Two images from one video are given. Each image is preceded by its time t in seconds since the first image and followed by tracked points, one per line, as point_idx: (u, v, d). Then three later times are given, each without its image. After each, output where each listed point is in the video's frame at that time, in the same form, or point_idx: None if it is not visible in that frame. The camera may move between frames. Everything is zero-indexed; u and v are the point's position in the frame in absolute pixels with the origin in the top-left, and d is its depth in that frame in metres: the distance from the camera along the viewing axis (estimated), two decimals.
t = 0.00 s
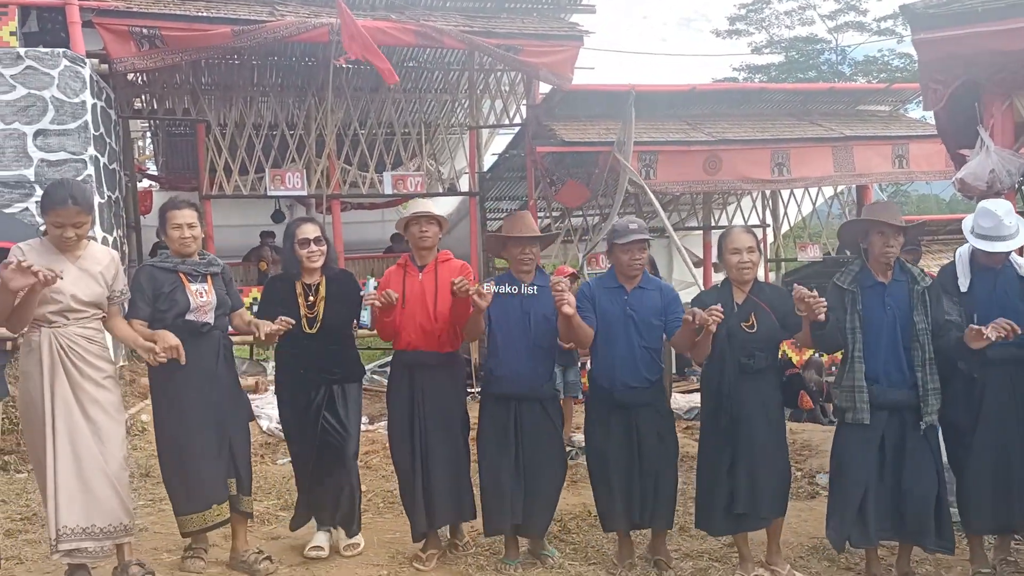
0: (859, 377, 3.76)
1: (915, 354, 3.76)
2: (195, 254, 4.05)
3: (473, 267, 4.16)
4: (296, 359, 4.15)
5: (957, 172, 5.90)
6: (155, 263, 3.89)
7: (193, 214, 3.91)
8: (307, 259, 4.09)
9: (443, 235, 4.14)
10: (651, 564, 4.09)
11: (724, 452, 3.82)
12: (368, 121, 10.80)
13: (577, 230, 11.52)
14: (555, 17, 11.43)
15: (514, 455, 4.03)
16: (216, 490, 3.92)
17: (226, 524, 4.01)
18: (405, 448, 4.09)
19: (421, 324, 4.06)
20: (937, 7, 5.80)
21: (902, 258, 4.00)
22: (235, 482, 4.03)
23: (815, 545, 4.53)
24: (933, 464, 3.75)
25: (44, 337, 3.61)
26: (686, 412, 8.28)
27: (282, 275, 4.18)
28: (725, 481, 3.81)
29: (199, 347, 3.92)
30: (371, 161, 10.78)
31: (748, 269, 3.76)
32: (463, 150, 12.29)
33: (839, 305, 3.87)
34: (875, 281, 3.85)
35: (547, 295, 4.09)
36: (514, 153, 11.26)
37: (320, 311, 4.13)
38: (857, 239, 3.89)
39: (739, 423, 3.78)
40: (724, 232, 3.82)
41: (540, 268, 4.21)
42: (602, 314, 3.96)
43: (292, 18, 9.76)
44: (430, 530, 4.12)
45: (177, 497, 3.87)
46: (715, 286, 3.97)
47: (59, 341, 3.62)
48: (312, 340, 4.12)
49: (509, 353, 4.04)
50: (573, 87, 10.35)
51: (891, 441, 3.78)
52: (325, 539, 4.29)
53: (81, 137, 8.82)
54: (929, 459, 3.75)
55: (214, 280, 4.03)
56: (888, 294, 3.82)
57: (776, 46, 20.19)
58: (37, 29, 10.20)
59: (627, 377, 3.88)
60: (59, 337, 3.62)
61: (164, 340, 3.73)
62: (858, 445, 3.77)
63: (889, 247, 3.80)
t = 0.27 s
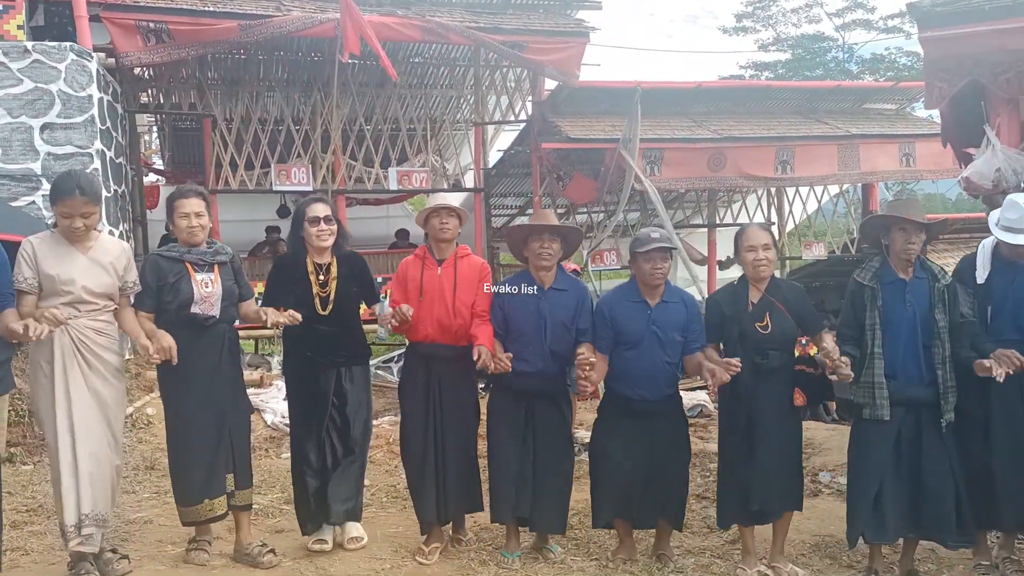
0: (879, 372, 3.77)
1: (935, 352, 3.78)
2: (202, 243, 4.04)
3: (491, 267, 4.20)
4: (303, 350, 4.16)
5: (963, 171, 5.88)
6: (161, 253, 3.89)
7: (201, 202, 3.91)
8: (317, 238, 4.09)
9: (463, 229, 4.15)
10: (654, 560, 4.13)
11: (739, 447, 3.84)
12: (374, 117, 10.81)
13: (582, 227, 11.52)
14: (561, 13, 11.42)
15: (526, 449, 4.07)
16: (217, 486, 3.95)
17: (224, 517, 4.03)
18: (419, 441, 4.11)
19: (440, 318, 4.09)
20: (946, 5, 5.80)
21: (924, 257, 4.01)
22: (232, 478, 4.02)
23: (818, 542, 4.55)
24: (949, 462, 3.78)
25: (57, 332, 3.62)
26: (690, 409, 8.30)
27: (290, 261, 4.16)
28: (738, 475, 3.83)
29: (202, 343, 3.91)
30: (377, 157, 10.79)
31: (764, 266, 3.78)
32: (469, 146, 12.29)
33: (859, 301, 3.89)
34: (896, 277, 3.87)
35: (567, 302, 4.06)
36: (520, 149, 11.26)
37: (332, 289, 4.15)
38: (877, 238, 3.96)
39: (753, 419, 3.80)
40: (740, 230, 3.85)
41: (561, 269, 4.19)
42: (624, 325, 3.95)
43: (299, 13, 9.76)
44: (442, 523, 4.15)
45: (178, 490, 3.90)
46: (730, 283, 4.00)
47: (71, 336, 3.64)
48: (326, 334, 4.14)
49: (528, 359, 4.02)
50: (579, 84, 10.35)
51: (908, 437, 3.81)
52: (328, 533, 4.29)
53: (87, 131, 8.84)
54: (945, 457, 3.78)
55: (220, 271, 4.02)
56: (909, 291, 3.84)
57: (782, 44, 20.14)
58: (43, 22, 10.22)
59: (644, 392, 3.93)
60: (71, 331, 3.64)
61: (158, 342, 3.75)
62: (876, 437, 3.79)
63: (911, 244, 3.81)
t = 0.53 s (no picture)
0: (889, 368, 3.79)
1: (951, 352, 3.77)
2: (214, 239, 4.06)
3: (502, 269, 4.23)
4: (313, 348, 4.18)
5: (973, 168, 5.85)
6: (174, 249, 3.93)
7: (214, 197, 3.91)
8: (337, 247, 4.11)
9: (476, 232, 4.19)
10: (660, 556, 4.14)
11: (751, 443, 3.84)
12: (381, 111, 10.81)
13: (589, 222, 11.51)
14: (570, 8, 11.40)
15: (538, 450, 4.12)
16: (229, 481, 3.96)
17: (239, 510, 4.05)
18: (425, 437, 4.15)
19: (452, 322, 4.10)
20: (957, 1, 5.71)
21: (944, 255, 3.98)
22: (247, 469, 4.05)
23: (824, 540, 4.54)
24: (960, 462, 3.77)
25: (69, 323, 3.65)
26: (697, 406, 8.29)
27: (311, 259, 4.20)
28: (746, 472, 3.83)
29: (213, 337, 3.93)
30: (384, 152, 10.80)
31: (782, 268, 3.77)
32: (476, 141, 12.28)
33: (874, 297, 3.90)
34: (913, 275, 3.86)
35: (578, 313, 4.06)
36: (527, 145, 11.25)
37: (349, 300, 4.18)
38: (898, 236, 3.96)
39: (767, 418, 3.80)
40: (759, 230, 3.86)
41: (575, 278, 4.18)
42: (637, 331, 3.96)
43: (307, 6, 9.76)
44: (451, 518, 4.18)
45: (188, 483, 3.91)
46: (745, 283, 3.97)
47: (83, 327, 3.66)
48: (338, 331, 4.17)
49: (539, 363, 4.03)
50: (587, 79, 10.33)
51: (918, 434, 3.81)
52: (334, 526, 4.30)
53: (96, 124, 8.87)
54: (956, 457, 3.77)
55: (232, 266, 4.04)
56: (925, 290, 3.82)
57: (791, 39, 20.07)
58: (53, 15, 10.24)
59: (657, 398, 3.93)
60: (82, 323, 3.66)
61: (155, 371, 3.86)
62: (887, 433, 3.80)
63: (929, 241, 3.82)
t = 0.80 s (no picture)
0: (918, 370, 3.75)
1: (980, 355, 3.73)
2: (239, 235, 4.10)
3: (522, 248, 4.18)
4: (343, 344, 4.22)
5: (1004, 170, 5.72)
6: (198, 244, 3.95)
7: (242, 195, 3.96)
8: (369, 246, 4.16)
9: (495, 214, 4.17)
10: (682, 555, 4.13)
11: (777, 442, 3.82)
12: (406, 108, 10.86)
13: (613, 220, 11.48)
14: (595, 5, 11.37)
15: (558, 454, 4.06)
16: (253, 474, 4.00)
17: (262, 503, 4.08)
18: (444, 434, 4.15)
19: (470, 304, 4.12)
20: None
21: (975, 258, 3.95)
22: (271, 461, 4.09)
23: (848, 542, 4.51)
24: (988, 466, 3.73)
25: (101, 312, 3.71)
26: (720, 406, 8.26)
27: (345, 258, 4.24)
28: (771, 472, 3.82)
29: (236, 326, 3.96)
30: (409, 149, 10.85)
31: (810, 268, 3.76)
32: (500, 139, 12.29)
33: (903, 298, 3.87)
34: (944, 277, 3.82)
35: (600, 283, 4.10)
36: (551, 142, 11.25)
37: (384, 298, 4.22)
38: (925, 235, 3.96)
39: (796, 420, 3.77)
40: (786, 229, 3.85)
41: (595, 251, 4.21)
42: (661, 297, 3.98)
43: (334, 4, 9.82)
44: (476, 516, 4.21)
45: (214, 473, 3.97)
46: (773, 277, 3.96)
47: (115, 317, 3.72)
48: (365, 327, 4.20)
49: (561, 338, 4.05)
50: (612, 77, 10.31)
51: (946, 437, 3.78)
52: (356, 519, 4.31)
53: (126, 120, 8.97)
54: (984, 460, 3.73)
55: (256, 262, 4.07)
56: (956, 292, 3.79)
57: (819, 37, 19.88)
58: (84, 12, 10.38)
59: (677, 364, 3.93)
60: (114, 313, 3.71)
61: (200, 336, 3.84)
62: (913, 436, 3.78)
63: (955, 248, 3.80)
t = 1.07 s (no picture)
0: (950, 374, 3.70)
1: (1016, 360, 3.63)
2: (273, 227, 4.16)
3: (549, 260, 4.16)
4: (372, 339, 4.24)
5: None
6: (231, 236, 4.02)
7: (277, 188, 4.01)
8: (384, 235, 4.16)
9: (521, 222, 4.16)
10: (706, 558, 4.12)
11: (801, 443, 3.80)
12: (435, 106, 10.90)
13: (641, 220, 11.43)
14: (625, 4, 11.31)
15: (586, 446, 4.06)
16: (270, 462, 4.03)
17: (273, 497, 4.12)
18: (469, 435, 4.17)
19: (495, 313, 4.12)
20: None
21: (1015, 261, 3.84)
22: (290, 454, 4.12)
23: (876, 546, 4.46)
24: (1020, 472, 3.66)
25: (131, 306, 3.76)
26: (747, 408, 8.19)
27: (373, 245, 4.28)
28: (796, 474, 3.80)
29: (262, 321, 4.01)
30: (437, 147, 10.89)
31: (835, 266, 3.72)
32: (528, 137, 12.27)
33: (937, 300, 3.82)
34: (979, 282, 3.74)
35: (627, 302, 4.03)
36: (579, 141, 11.22)
37: (414, 286, 4.27)
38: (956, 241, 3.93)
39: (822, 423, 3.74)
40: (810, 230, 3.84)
41: (622, 266, 4.15)
42: (685, 321, 3.94)
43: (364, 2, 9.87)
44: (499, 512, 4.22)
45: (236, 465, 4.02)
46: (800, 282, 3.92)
47: (144, 311, 3.76)
48: (390, 326, 4.24)
49: (585, 360, 4.02)
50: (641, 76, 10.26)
51: (975, 443, 3.72)
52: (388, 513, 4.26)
53: (158, 117, 9.08)
54: (1015, 466, 3.66)
55: (287, 254, 4.11)
56: (991, 296, 3.71)
57: (852, 36, 19.64)
58: (119, 10, 10.52)
59: (702, 386, 3.91)
60: (143, 308, 3.76)
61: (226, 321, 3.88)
62: (941, 439, 3.74)
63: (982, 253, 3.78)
